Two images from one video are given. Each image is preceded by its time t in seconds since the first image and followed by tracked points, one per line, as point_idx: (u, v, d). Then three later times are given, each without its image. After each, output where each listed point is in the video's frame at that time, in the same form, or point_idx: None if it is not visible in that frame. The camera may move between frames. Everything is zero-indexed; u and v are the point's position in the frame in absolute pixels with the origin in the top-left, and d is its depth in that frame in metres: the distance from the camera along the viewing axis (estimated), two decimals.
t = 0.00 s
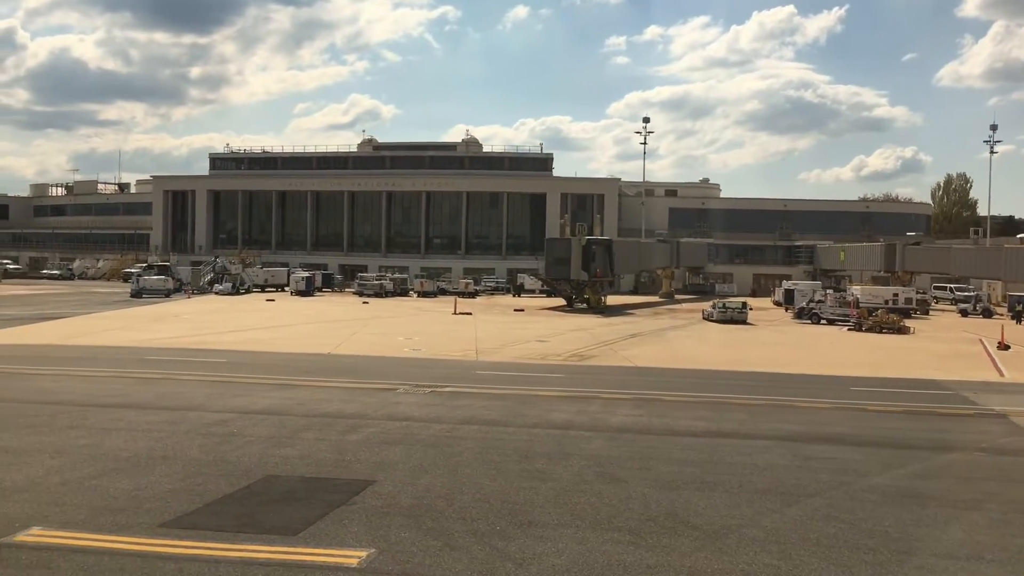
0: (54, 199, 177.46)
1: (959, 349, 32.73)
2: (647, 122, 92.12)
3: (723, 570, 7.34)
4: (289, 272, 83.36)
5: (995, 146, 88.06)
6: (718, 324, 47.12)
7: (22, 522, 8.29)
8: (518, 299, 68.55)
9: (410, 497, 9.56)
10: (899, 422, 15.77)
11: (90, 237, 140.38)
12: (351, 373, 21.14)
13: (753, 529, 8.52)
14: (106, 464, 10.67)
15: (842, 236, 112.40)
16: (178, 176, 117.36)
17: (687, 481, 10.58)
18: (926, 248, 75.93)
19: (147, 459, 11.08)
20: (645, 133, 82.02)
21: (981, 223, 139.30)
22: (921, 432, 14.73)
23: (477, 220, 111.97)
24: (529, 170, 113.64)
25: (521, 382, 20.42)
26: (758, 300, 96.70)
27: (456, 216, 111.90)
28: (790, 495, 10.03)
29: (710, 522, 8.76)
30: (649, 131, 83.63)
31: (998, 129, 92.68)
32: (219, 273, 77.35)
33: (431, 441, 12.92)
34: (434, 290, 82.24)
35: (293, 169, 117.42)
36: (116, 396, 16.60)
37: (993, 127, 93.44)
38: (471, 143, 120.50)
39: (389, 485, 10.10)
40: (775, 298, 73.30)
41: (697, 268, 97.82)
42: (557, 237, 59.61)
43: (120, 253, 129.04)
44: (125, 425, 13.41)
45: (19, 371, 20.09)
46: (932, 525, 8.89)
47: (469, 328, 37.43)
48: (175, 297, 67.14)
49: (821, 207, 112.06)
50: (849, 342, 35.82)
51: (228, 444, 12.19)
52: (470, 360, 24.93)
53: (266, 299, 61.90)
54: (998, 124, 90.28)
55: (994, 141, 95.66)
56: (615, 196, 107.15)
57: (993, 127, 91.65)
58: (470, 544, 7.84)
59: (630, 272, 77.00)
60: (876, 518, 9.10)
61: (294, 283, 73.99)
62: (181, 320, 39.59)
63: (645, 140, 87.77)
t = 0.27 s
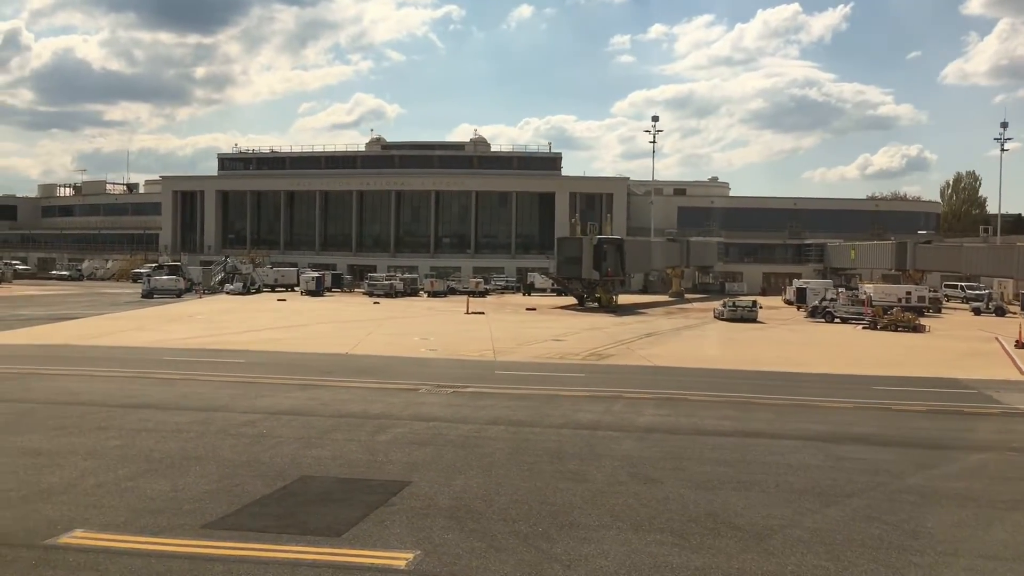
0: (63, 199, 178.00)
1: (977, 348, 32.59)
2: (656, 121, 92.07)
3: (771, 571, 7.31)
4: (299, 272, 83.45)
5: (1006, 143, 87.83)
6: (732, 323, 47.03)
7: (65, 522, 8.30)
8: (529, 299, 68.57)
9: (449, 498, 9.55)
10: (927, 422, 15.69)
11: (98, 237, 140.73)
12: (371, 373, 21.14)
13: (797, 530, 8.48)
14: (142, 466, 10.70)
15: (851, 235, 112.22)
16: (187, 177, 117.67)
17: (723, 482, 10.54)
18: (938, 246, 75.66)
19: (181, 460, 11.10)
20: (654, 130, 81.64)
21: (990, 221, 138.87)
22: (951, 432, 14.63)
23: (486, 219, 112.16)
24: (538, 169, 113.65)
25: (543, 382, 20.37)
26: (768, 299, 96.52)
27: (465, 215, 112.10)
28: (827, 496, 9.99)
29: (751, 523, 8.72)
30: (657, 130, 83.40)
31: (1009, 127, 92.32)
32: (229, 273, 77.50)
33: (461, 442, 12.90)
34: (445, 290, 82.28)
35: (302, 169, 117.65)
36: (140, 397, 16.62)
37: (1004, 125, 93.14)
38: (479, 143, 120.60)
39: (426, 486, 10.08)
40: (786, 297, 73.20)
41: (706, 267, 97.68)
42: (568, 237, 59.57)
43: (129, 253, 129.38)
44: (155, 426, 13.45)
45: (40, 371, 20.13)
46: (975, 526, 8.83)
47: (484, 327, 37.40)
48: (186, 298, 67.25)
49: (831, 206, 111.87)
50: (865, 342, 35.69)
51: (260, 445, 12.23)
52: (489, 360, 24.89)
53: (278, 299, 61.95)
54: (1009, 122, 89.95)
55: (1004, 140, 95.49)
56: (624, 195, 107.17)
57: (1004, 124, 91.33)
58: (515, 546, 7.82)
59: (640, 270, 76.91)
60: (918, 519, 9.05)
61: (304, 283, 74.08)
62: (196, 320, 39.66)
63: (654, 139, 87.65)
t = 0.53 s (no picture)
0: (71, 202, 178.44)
1: (995, 348, 32.48)
2: (665, 122, 91.93)
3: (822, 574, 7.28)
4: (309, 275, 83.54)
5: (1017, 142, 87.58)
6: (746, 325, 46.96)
7: (110, 526, 8.30)
8: (539, 301, 68.55)
9: (488, 501, 9.53)
10: (955, 423, 15.63)
11: (108, 240, 141.17)
12: (393, 376, 21.16)
13: (842, 534, 8.44)
14: (178, 469, 10.72)
15: (860, 235, 112.03)
16: (196, 180, 117.92)
17: (760, 484, 10.52)
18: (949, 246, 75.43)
19: (216, 464, 11.12)
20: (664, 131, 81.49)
21: (1000, 221, 138.46)
22: (981, 433, 14.57)
23: (495, 221, 112.32)
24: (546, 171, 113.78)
25: (565, 384, 20.36)
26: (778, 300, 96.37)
27: (474, 216, 112.32)
28: (865, 498, 9.95)
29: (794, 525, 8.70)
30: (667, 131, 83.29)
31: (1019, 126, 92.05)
32: (240, 276, 77.62)
33: (492, 445, 12.88)
34: (455, 291, 82.37)
35: (310, 171, 117.85)
36: (166, 400, 16.65)
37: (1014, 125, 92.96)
38: (487, 145, 120.66)
39: (464, 489, 10.06)
40: (798, 298, 73.11)
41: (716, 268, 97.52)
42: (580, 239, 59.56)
43: (139, 257, 129.69)
44: (185, 430, 13.47)
45: (63, 374, 20.18)
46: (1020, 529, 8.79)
47: (499, 330, 37.40)
48: (197, 301, 67.38)
49: (840, 207, 111.75)
50: (882, 342, 35.60)
51: (291, 449, 12.25)
52: (508, 362, 24.89)
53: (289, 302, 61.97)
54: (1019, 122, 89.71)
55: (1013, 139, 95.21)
56: (633, 196, 107.14)
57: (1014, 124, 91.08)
58: (563, 550, 7.80)
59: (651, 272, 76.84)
60: (961, 522, 9.01)
61: (314, 286, 74.15)
62: (210, 323, 39.73)
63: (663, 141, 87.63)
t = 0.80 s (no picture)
0: (82, 205, 179.26)
1: (1015, 348, 32.35)
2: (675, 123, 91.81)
3: None
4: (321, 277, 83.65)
5: None
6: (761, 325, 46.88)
7: (156, 529, 8.28)
8: (551, 302, 68.53)
9: (529, 504, 9.48)
10: (984, 424, 15.54)
11: (118, 243, 141.72)
12: (415, 378, 21.16)
13: (892, 537, 8.39)
14: (215, 472, 10.72)
15: (871, 236, 111.86)
16: (207, 182, 118.32)
17: (799, 486, 10.46)
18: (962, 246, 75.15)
19: (253, 468, 11.12)
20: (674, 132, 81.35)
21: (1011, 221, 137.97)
22: (1012, 434, 14.50)
23: (505, 223, 112.66)
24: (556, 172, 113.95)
25: (588, 385, 20.34)
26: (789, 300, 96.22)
27: (484, 217, 112.74)
28: (908, 501, 9.90)
29: (842, 529, 8.64)
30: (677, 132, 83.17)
31: None
32: (252, 278, 77.79)
33: (524, 446, 12.85)
34: (466, 293, 82.42)
35: (320, 173, 118.18)
36: (192, 402, 16.67)
37: None
38: (496, 146, 120.87)
39: (503, 492, 10.01)
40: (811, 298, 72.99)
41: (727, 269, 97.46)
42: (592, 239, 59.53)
43: (149, 259, 130.14)
44: (216, 432, 13.47)
45: (87, 377, 20.22)
46: None
47: (515, 330, 37.42)
48: (210, 303, 67.46)
49: (850, 207, 111.63)
50: (900, 342, 35.46)
51: (324, 451, 12.23)
52: (528, 363, 24.88)
53: (302, 303, 62.05)
54: None
55: None
56: (644, 196, 107.22)
57: None
58: (613, 554, 7.75)
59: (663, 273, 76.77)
60: (1007, 526, 8.93)
61: (326, 288, 74.21)
62: (226, 324, 39.78)
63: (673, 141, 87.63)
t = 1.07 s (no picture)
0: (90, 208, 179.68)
1: None
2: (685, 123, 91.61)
3: None
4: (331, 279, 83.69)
5: None
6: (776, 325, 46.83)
7: (202, 532, 8.27)
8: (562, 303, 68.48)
9: (571, 506, 9.43)
10: (1015, 424, 15.49)
11: (127, 246, 142.04)
12: (438, 380, 21.14)
13: (942, 539, 8.32)
14: (252, 475, 10.71)
15: (881, 235, 111.58)
16: (216, 184, 118.52)
17: (840, 487, 10.40)
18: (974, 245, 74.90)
19: (290, 470, 11.11)
20: (684, 132, 81.25)
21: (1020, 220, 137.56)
22: None
23: (514, 224, 112.78)
24: (565, 172, 113.92)
25: (612, 386, 20.31)
26: (800, 301, 95.96)
27: (492, 218, 112.92)
28: (951, 502, 9.83)
29: (890, 531, 8.58)
30: (687, 132, 83.02)
31: None
32: (263, 280, 77.86)
33: (557, 448, 12.81)
34: (476, 294, 82.41)
35: (329, 174, 118.28)
36: (218, 404, 16.68)
37: None
38: (504, 147, 120.94)
39: (542, 494, 9.97)
40: (823, 298, 72.81)
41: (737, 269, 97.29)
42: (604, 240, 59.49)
43: (159, 262, 130.40)
44: (247, 434, 13.48)
45: (110, 379, 20.25)
46: None
47: (530, 331, 37.37)
48: (222, 305, 67.51)
49: (860, 207, 111.38)
50: (917, 342, 35.37)
51: (358, 454, 12.22)
52: (548, 364, 24.84)
53: (315, 305, 62.06)
54: None
55: None
56: (652, 197, 107.12)
57: None
58: (663, 556, 7.70)
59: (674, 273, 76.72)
60: None
61: (337, 290, 74.25)
62: (241, 327, 39.82)
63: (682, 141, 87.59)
